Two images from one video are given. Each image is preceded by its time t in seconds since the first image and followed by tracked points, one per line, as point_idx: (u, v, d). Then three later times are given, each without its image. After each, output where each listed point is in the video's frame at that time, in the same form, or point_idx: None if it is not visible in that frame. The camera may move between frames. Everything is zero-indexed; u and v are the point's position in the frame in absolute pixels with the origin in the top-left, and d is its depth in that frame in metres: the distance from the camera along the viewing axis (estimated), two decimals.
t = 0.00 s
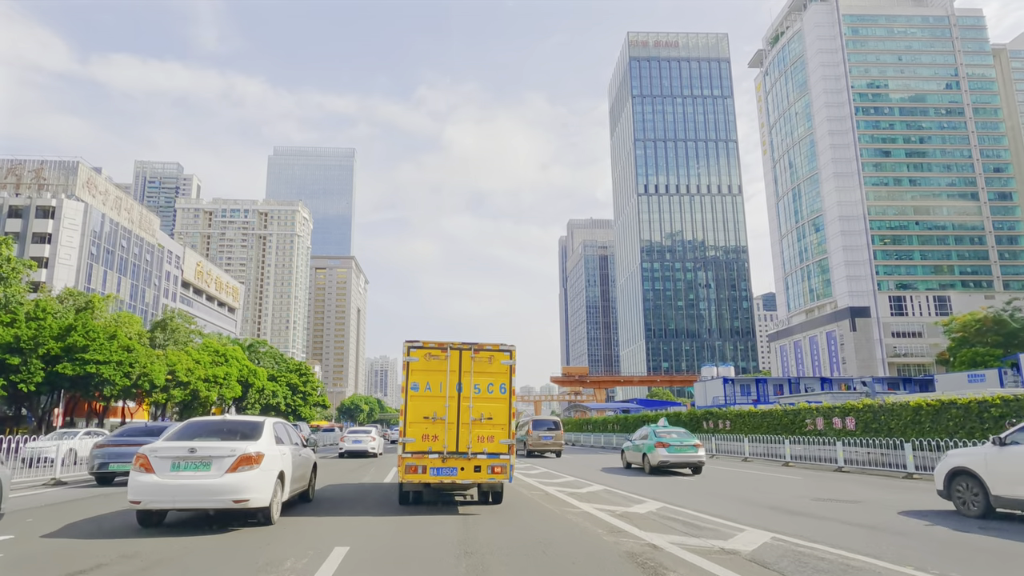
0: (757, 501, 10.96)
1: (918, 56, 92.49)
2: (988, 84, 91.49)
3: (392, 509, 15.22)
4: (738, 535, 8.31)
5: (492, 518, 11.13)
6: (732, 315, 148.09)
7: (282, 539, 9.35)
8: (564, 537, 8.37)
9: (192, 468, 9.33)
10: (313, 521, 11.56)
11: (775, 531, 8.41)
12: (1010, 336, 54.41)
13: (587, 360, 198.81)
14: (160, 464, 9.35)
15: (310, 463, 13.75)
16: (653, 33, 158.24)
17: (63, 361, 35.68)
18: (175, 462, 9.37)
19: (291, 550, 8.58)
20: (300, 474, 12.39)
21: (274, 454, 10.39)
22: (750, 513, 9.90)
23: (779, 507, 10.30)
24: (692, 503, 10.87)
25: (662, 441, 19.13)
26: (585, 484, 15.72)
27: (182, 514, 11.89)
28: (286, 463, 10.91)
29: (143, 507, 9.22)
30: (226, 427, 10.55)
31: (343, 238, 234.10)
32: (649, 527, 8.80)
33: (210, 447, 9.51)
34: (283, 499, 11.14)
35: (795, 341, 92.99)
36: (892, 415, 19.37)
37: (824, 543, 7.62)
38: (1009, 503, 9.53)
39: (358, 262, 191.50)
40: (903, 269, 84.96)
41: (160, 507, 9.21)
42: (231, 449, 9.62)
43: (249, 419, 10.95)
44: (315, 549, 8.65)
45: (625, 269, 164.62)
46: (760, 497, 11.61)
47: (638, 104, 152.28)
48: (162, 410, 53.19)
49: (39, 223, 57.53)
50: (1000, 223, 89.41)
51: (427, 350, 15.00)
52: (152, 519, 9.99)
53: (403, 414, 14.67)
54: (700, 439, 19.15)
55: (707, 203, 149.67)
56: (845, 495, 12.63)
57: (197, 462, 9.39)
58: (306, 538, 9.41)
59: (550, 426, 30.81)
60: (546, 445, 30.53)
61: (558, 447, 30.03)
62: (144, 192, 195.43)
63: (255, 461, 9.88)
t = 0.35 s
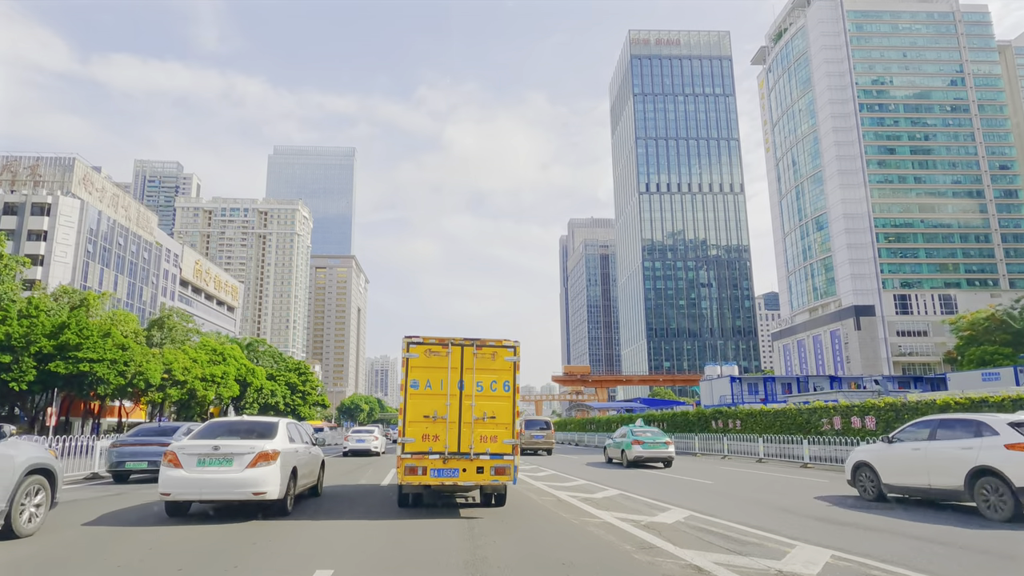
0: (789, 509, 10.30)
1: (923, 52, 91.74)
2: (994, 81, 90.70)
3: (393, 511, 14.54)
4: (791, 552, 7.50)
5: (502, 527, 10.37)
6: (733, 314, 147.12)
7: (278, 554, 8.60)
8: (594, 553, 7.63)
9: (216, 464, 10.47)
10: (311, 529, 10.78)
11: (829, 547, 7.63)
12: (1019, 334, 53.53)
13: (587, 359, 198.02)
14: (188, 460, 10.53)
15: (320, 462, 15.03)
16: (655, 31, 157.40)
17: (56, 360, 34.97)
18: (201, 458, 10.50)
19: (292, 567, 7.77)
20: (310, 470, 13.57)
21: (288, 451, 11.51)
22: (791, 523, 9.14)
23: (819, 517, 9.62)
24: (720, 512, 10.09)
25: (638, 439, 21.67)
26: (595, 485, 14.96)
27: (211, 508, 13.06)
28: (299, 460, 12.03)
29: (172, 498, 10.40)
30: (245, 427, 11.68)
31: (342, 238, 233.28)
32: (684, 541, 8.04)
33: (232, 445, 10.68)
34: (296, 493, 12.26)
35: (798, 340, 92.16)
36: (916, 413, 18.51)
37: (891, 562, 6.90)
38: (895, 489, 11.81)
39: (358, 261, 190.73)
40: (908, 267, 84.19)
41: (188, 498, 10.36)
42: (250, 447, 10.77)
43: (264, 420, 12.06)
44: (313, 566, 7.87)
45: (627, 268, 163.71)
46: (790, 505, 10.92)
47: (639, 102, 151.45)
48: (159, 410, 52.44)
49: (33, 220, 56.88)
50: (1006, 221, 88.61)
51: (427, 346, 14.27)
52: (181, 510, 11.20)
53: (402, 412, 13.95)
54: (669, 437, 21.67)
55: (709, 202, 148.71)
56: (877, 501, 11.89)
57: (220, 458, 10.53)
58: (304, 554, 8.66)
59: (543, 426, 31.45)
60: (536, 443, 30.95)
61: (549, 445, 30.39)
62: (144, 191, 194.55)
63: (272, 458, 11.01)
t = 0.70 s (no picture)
0: (826, 518, 9.46)
1: (928, 49, 90.88)
2: (999, 78, 89.97)
3: (394, 514, 13.80)
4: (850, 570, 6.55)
5: (512, 538, 9.50)
6: (735, 314, 146.03)
7: (271, 563, 7.79)
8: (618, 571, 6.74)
9: (236, 460, 11.17)
10: (303, 539, 9.89)
11: (890, 563, 6.76)
12: None
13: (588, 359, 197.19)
14: (210, 457, 11.18)
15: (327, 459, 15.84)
16: (656, 30, 156.77)
17: (48, 358, 34.30)
18: (222, 455, 11.20)
19: None
20: (318, 466, 14.36)
21: (299, 448, 12.24)
22: (836, 533, 8.29)
23: (865, 526, 8.79)
24: (753, 523, 9.21)
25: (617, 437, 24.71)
26: (605, 488, 14.13)
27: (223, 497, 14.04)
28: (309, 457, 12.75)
29: (196, 492, 11.07)
30: (259, 427, 12.36)
31: (343, 237, 232.59)
32: (723, 559, 7.15)
33: (251, 443, 11.35)
34: (309, 486, 13.02)
35: (801, 339, 91.32)
36: (942, 412, 17.70)
37: None
38: (819, 477, 14.32)
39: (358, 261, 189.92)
40: (913, 265, 83.33)
41: (209, 492, 11.07)
42: (267, 445, 11.47)
43: (277, 420, 12.76)
44: None
45: (628, 267, 162.96)
46: (824, 511, 10.10)
47: (641, 101, 150.76)
48: (157, 410, 51.70)
49: (29, 217, 56.32)
50: (1012, 219, 87.81)
51: (427, 342, 13.52)
52: (202, 502, 11.92)
53: (401, 411, 13.24)
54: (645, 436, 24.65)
55: (711, 200, 147.87)
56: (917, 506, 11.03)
57: (238, 456, 11.23)
58: (299, 563, 7.82)
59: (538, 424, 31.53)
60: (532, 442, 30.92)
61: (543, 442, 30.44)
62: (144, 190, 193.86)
63: (286, 455, 11.75)
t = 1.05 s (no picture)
0: (866, 525, 8.64)
1: (932, 45, 90.38)
2: (1004, 75, 89.39)
3: (395, 517, 13.04)
4: None
5: (523, 545, 8.69)
6: (737, 313, 145.12)
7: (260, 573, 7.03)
8: None
9: (252, 457, 11.83)
10: (296, 546, 9.08)
11: None
12: None
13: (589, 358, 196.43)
14: (229, 454, 11.93)
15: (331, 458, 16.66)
16: (658, 28, 156.03)
17: (41, 356, 33.66)
18: (239, 452, 11.89)
19: None
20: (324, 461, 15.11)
21: (309, 445, 12.97)
22: (883, 542, 7.49)
23: (913, 535, 7.94)
24: (790, 529, 8.41)
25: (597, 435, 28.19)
26: (617, 489, 13.33)
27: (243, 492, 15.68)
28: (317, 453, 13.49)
29: (215, 486, 11.77)
30: (271, 425, 13.04)
31: (343, 236, 231.86)
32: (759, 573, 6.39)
33: (266, 441, 12.07)
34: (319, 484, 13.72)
35: (804, 339, 90.63)
36: (968, 411, 16.86)
37: None
38: (765, 468, 16.39)
39: (358, 260, 189.11)
40: (918, 263, 82.63)
41: (228, 486, 11.78)
42: (281, 443, 12.18)
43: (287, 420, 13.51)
44: None
45: (629, 267, 162.33)
46: (862, 518, 9.32)
47: (642, 100, 150.00)
48: (154, 410, 51.03)
49: (25, 215, 55.84)
50: (1017, 217, 87.25)
51: (428, 338, 12.86)
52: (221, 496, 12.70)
53: (400, 410, 12.59)
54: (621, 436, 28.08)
55: (713, 199, 147.20)
56: (960, 510, 10.22)
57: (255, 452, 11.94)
58: (293, 572, 7.04)
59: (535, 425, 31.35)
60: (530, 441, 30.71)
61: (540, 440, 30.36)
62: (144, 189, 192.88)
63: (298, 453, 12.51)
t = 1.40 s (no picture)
0: (901, 533, 8.09)
1: (936, 43, 89.91)
2: (1008, 72, 88.76)
3: (395, 520, 12.56)
4: None
5: (533, 552, 8.06)
6: (739, 312, 144.31)
7: None
8: None
9: (268, 455, 13.37)
10: (291, 553, 8.53)
11: None
12: None
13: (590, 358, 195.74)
14: (246, 452, 13.47)
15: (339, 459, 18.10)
16: (659, 26, 155.36)
17: (34, 354, 33.07)
18: (256, 451, 13.39)
19: None
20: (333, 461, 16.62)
21: (319, 444, 14.49)
22: (929, 555, 6.89)
23: (955, 545, 7.37)
24: (826, 539, 7.75)
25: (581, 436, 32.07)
26: (626, 492, 12.72)
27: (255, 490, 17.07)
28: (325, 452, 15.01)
29: (236, 481, 13.23)
30: (284, 427, 14.56)
31: (343, 236, 231.27)
32: None
33: (280, 440, 13.61)
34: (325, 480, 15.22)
35: (807, 338, 89.95)
36: (996, 411, 16.23)
37: None
38: (721, 463, 19.28)
39: (358, 259, 188.35)
40: (922, 262, 81.93)
41: (247, 481, 13.27)
42: (293, 442, 13.75)
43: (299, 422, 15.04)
44: None
45: (630, 266, 161.61)
46: (896, 525, 8.73)
47: (643, 98, 149.18)
48: (152, 410, 50.39)
49: (21, 213, 55.29)
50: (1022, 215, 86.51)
51: (428, 335, 12.27)
52: (239, 490, 14.10)
53: (399, 409, 12.02)
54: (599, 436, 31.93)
55: (714, 198, 146.48)
56: (1000, 518, 9.53)
57: (271, 451, 13.45)
58: None
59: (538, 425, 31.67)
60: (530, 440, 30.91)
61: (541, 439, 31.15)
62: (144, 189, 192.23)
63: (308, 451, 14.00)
